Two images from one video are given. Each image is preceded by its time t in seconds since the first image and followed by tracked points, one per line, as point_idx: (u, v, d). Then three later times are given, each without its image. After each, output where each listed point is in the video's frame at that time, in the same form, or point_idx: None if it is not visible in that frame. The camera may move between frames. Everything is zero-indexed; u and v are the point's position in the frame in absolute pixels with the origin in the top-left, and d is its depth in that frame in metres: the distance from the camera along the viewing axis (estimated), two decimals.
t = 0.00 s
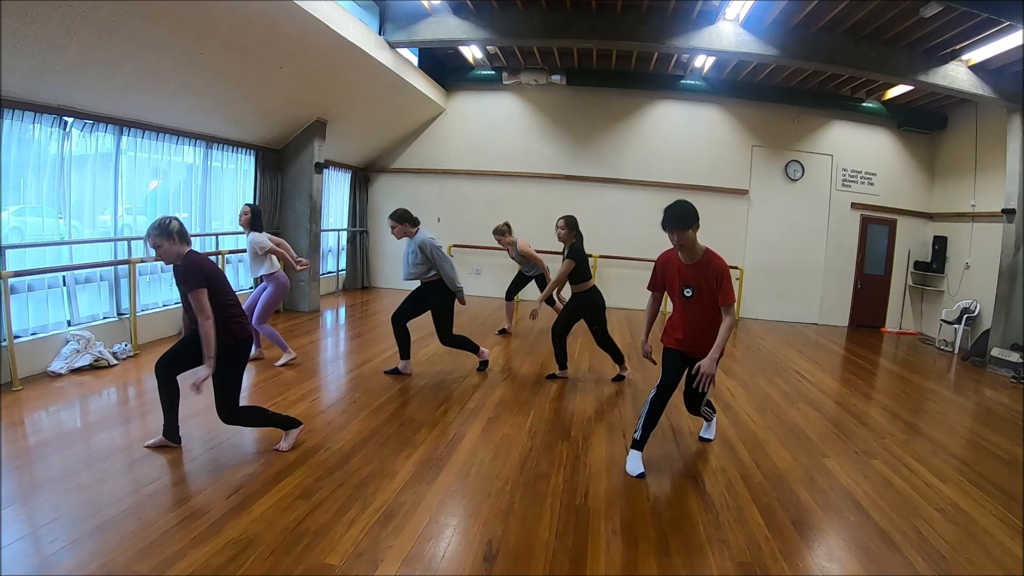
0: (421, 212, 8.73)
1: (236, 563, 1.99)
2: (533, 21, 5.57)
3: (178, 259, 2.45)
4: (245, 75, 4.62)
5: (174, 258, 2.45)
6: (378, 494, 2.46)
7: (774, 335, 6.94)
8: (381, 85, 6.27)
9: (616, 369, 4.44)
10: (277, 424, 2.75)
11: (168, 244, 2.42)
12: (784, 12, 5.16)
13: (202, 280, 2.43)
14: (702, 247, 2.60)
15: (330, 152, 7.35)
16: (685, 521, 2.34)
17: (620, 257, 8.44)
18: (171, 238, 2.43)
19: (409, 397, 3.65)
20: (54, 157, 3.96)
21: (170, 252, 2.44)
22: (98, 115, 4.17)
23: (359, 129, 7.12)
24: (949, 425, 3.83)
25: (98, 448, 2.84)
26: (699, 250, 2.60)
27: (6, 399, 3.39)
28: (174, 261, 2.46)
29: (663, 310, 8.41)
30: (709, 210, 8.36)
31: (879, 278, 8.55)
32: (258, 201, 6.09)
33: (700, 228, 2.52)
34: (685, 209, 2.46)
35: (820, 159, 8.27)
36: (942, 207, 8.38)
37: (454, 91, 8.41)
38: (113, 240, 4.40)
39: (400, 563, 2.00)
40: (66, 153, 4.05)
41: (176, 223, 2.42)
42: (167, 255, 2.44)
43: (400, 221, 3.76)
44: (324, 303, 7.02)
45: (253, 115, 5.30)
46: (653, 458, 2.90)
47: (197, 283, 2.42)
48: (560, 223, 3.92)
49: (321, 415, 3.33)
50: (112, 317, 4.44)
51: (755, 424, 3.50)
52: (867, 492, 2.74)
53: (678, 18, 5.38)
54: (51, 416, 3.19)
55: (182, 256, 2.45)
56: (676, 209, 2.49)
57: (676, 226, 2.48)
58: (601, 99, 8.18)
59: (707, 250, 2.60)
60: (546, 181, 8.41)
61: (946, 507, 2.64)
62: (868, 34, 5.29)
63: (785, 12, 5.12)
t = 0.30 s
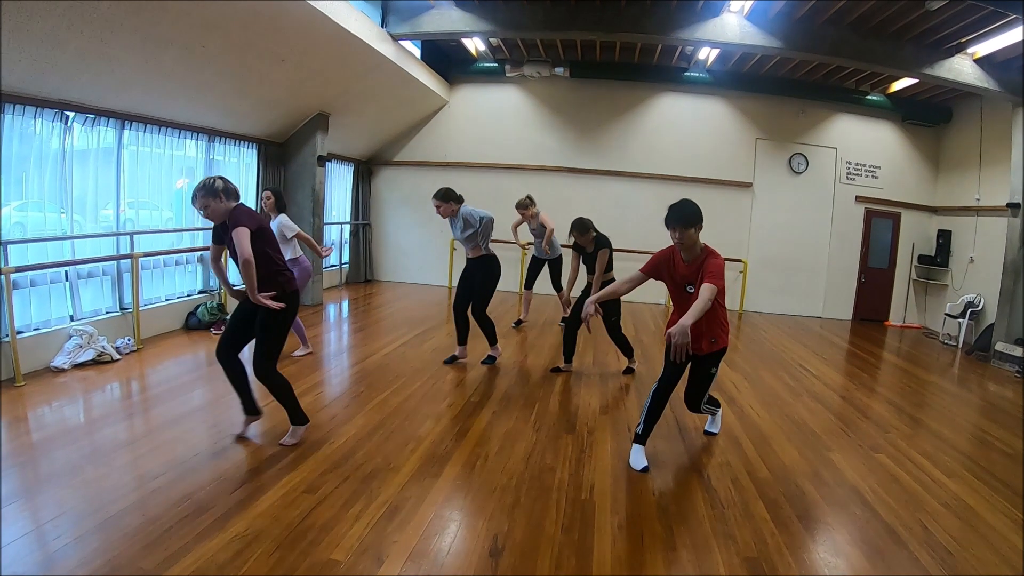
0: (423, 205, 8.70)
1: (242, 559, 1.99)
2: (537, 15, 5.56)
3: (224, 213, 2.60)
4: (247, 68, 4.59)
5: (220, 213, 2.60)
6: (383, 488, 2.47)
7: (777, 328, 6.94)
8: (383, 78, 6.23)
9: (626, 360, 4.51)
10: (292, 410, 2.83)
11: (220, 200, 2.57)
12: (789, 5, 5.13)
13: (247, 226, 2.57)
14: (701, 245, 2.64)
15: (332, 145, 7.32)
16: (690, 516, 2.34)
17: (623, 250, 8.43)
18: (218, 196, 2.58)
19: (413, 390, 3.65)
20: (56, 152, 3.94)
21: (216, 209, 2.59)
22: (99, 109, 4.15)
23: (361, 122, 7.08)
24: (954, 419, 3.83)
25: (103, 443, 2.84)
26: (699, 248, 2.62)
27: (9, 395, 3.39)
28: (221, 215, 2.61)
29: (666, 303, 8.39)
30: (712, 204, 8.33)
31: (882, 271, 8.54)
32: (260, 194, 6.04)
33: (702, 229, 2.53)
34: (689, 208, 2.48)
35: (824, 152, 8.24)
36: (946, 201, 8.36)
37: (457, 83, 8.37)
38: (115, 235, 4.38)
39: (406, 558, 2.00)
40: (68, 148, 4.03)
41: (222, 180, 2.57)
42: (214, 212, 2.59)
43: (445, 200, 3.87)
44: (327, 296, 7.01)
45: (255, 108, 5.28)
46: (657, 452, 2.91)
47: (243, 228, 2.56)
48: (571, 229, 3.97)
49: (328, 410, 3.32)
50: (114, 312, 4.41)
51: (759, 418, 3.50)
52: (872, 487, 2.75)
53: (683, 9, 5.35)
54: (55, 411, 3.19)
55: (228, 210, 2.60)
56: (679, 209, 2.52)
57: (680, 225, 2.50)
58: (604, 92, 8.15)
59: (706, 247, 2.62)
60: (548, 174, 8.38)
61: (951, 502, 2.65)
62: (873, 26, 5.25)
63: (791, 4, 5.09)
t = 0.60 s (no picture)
0: (418, 201, 8.68)
1: (240, 558, 1.98)
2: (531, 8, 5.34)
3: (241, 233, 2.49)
4: (240, 65, 4.56)
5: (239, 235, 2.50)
6: (380, 485, 2.46)
7: (773, 322, 6.96)
8: (377, 73, 6.20)
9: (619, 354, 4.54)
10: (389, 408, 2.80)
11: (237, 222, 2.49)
12: None
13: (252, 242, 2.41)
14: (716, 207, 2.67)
15: (326, 141, 7.27)
16: (687, 510, 2.35)
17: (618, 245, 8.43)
18: (236, 220, 2.48)
19: (409, 387, 3.65)
20: (48, 151, 3.91)
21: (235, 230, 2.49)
22: (92, 107, 4.11)
23: (355, 118, 7.05)
24: (949, 412, 3.85)
25: (99, 443, 2.83)
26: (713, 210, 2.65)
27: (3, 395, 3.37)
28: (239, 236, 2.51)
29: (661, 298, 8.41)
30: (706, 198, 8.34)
31: (877, 264, 8.57)
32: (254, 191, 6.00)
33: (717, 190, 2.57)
34: (706, 168, 2.51)
35: (818, 146, 8.25)
36: (940, 194, 8.38)
37: (451, 78, 8.33)
38: (109, 233, 4.35)
39: (403, 555, 2.00)
40: (60, 147, 4.00)
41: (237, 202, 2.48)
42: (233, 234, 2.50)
43: (458, 201, 3.83)
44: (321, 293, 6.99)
45: (249, 104, 5.24)
46: (654, 446, 2.91)
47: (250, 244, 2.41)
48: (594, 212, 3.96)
49: (326, 407, 3.31)
50: (108, 310, 4.40)
51: (756, 412, 3.51)
52: (869, 480, 2.76)
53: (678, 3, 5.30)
54: (51, 410, 3.18)
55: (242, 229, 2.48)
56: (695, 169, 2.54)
57: (699, 186, 2.52)
58: (598, 86, 8.12)
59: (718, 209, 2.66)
60: (542, 169, 8.37)
61: (948, 496, 2.67)
62: (868, 20, 5.25)
63: None
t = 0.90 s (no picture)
0: (404, 198, 8.65)
1: (231, 561, 1.96)
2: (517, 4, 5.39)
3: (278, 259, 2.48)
4: (229, 63, 4.53)
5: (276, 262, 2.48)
6: (371, 485, 2.44)
7: (763, 317, 6.99)
8: (364, 70, 6.17)
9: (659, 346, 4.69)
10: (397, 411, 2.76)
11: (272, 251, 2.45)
12: None
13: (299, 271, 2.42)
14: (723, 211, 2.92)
15: (312, 139, 7.24)
16: (679, 505, 2.35)
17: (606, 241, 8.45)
18: (270, 247, 2.45)
19: (399, 385, 3.64)
20: (33, 152, 3.86)
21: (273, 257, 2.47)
22: (77, 106, 4.07)
23: (342, 115, 7.02)
24: (937, 405, 3.89)
25: (87, 445, 2.80)
26: (715, 210, 2.88)
27: None
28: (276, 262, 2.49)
29: (651, 294, 8.43)
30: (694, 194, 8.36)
31: (865, 259, 8.62)
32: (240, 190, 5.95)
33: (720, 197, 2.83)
34: (706, 178, 2.77)
35: (806, 142, 8.29)
36: (926, 189, 8.45)
37: (438, 75, 8.30)
38: (95, 234, 4.30)
39: (396, 555, 1.99)
40: (45, 147, 3.95)
41: (267, 229, 2.43)
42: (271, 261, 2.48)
43: (468, 213, 3.95)
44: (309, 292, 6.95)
45: (236, 102, 5.20)
46: (644, 441, 2.92)
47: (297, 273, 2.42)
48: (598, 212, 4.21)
49: (315, 406, 3.29)
50: (94, 312, 4.35)
51: (746, 406, 3.52)
52: (859, 472, 2.78)
53: None
54: (38, 413, 3.15)
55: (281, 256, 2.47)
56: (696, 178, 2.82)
57: (702, 191, 2.79)
58: (586, 82, 8.12)
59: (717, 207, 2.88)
60: (530, 165, 8.36)
61: (938, 487, 2.69)
62: (855, 16, 5.27)
63: None
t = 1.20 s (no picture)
0: (389, 195, 8.62)
1: (213, 564, 1.89)
2: None
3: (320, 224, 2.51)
4: (212, 59, 4.49)
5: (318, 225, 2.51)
6: (355, 482, 2.36)
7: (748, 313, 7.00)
8: (347, 67, 6.15)
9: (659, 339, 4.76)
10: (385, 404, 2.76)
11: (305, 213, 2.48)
12: None
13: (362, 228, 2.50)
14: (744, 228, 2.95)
15: (295, 136, 7.20)
16: (667, 498, 2.30)
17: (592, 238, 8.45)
18: (302, 210, 2.47)
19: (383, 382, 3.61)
20: (13, 150, 3.81)
21: (313, 221, 2.50)
22: (57, 103, 4.03)
23: (324, 112, 6.99)
24: (923, 398, 3.90)
25: (70, 447, 2.78)
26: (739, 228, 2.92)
27: None
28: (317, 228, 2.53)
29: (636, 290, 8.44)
30: (678, 190, 8.37)
31: (850, 254, 8.67)
32: (224, 187, 5.89)
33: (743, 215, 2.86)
34: (731, 196, 2.80)
35: (789, 137, 8.32)
36: (910, 184, 8.50)
37: (422, 72, 8.28)
38: (77, 233, 4.25)
39: (380, 554, 1.91)
40: (25, 146, 3.90)
41: (299, 191, 2.47)
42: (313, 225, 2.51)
43: (485, 203, 3.89)
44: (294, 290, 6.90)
45: (220, 99, 5.16)
46: (629, 436, 2.90)
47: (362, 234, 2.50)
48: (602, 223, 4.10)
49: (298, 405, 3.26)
50: (77, 312, 4.30)
51: (732, 401, 3.52)
52: (845, 465, 2.78)
53: None
54: (20, 415, 3.11)
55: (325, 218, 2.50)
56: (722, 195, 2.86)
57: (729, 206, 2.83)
58: (570, 78, 8.12)
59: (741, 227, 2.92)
60: (514, 162, 8.34)
61: (924, 479, 2.70)
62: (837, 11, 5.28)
63: None
